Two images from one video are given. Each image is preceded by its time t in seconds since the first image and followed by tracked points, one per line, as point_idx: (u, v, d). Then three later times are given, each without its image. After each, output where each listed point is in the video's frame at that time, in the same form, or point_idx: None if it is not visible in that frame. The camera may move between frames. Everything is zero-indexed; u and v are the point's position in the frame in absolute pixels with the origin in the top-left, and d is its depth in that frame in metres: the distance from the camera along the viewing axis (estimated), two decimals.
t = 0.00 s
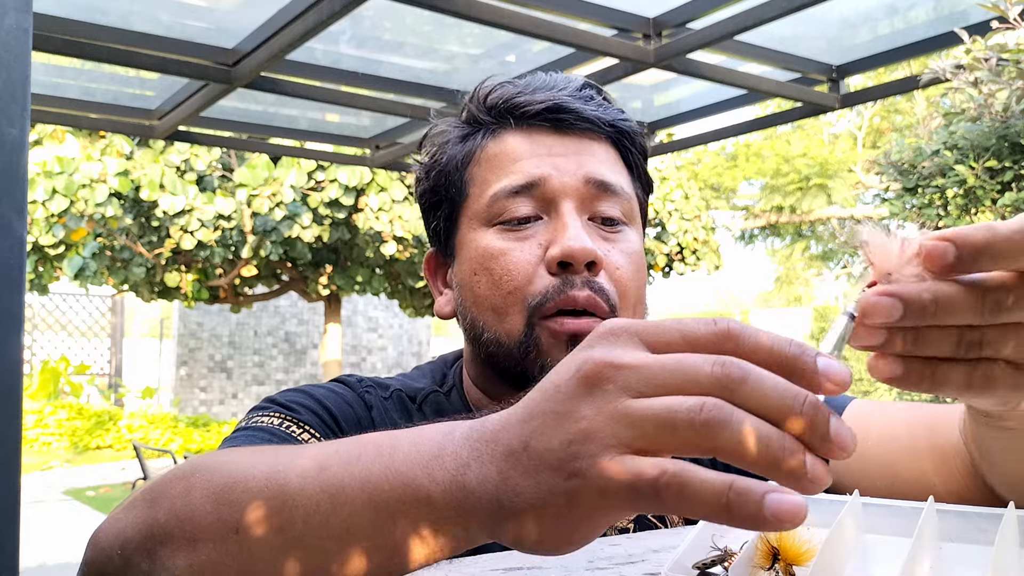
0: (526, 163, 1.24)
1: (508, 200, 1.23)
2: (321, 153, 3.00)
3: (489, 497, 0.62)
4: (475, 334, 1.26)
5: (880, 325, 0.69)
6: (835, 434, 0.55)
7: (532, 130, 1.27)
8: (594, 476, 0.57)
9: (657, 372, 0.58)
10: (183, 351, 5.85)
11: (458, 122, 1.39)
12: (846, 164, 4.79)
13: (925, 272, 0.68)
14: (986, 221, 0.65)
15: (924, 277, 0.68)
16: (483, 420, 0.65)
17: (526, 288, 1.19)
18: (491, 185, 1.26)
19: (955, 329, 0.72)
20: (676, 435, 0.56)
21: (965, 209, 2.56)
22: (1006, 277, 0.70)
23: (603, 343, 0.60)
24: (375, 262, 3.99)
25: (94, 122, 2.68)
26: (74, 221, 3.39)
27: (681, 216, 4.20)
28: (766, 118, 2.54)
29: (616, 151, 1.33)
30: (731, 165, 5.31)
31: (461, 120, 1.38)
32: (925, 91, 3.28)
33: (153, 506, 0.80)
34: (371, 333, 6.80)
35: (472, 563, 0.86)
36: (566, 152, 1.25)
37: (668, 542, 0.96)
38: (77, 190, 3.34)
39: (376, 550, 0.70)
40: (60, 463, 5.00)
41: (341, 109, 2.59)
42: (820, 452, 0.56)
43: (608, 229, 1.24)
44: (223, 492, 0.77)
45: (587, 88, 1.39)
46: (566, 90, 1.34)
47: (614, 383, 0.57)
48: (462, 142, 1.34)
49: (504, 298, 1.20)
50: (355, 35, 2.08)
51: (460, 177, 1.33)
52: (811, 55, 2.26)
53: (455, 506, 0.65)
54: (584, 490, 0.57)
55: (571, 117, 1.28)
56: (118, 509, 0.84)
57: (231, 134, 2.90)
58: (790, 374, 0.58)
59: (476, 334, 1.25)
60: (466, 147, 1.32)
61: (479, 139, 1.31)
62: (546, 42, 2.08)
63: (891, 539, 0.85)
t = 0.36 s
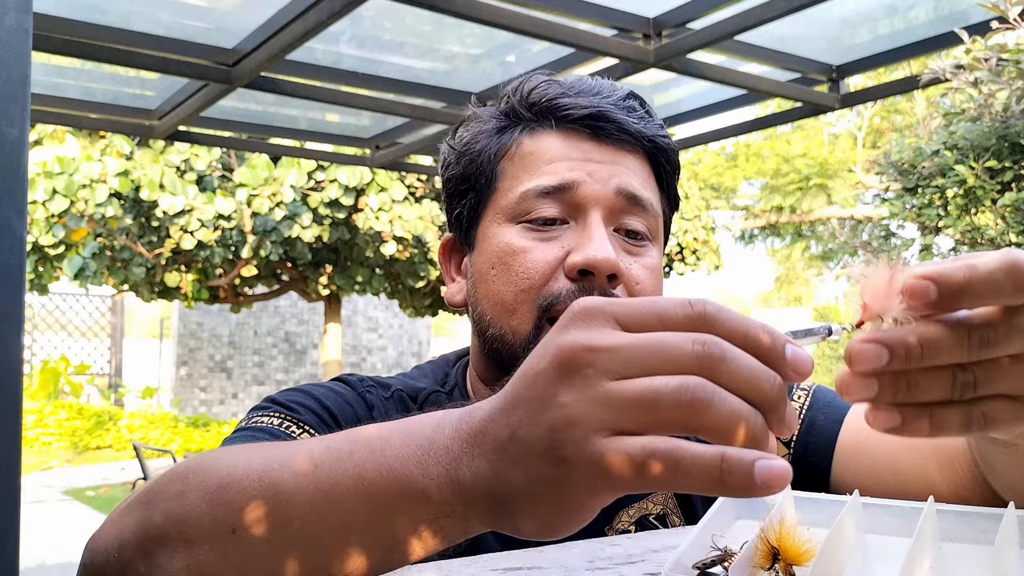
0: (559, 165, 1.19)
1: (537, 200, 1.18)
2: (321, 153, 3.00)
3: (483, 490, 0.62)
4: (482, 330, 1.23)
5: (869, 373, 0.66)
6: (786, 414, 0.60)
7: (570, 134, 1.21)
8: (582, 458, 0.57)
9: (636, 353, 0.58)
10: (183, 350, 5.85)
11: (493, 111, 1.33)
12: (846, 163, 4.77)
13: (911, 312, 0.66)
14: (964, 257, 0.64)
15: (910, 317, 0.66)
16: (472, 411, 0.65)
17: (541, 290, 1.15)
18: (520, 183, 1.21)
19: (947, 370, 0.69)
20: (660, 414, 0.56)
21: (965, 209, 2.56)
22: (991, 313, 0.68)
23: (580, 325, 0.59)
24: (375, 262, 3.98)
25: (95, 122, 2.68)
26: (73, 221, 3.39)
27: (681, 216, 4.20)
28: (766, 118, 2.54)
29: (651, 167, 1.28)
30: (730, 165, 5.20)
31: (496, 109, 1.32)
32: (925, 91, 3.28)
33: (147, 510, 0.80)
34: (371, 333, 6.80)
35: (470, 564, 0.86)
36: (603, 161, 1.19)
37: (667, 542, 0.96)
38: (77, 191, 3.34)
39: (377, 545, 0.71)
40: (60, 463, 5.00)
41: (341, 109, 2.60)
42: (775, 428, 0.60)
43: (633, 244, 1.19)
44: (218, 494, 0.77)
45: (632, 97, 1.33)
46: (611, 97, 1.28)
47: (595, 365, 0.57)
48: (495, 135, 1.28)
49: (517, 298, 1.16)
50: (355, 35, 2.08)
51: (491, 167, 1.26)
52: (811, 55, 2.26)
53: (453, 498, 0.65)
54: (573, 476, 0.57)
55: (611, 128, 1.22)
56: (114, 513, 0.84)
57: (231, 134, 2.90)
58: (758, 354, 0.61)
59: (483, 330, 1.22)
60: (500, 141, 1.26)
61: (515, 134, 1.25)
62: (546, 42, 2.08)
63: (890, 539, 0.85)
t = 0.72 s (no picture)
0: (583, 175, 1.14)
1: (557, 206, 1.12)
2: (321, 154, 3.00)
3: (430, 461, 0.61)
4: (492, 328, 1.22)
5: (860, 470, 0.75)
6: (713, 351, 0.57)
7: (599, 143, 1.17)
8: (503, 414, 0.55)
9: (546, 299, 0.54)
10: (183, 351, 5.83)
11: (519, 112, 1.29)
12: (846, 163, 4.74)
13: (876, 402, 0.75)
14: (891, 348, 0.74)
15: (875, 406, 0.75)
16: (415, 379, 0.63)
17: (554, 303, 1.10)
18: (543, 187, 1.16)
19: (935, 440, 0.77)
20: (575, 358, 0.54)
21: (965, 209, 2.56)
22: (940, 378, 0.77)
23: (495, 279, 0.56)
24: (375, 262, 3.97)
25: (95, 122, 2.68)
26: (73, 221, 3.39)
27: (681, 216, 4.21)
28: (766, 118, 2.54)
29: (675, 184, 1.25)
30: (730, 165, 5.19)
31: (521, 112, 1.28)
32: (925, 91, 3.29)
33: (139, 522, 0.80)
34: (371, 333, 6.81)
35: (471, 564, 0.86)
36: (628, 173, 1.15)
37: (668, 542, 0.96)
38: (77, 191, 3.33)
39: (356, 532, 0.69)
40: (60, 463, 5.00)
41: (341, 109, 2.60)
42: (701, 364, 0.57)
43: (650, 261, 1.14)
44: (201, 501, 0.76)
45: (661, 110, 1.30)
46: (644, 109, 1.24)
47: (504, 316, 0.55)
48: (521, 137, 1.23)
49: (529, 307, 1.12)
50: (355, 35, 2.08)
51: (515, 166, 1.21)
52: (811, 55, 2.26)
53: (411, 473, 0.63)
54: (504, 432, 0.56)
55: (641, 141, 1.18)
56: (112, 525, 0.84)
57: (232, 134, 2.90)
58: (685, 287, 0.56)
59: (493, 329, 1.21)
60: (528, 143, 1.21)
61: (543, 136, 1.20)
62: (546, 42, 2.07)
63: (890, 539, 0.85)
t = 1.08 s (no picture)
0: (592, 191, 1.23)
1: (564, 222, 1.21)
2: (320, 154, 3.00)
3: (317, 456, 0.69)
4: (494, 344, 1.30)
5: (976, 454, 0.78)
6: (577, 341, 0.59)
7: (611, 159, 1.27)
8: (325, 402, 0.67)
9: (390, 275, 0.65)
10: (182, 351, 5.91)
11: (536, 119, 1.37)
12: (846, 163, 4.63)
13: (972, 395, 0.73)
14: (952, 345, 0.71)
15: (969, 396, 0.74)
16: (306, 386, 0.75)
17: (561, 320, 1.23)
18: (551, 198, 1.26)
19: None
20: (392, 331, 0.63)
21: (966, 209, 2.56)
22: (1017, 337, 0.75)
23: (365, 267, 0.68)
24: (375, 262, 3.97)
25: (94, 122, 2.68)
26: (72, 221, 3.39)
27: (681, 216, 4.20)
28: (766, 118, 2.54)
29: (684, 200, 1.37)
30: (731, 165, 5.17)
31: (538, 119, 1.37)
32: (926, 91, 3.29)
33: (130, 516, 0.87)
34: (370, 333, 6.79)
35: (471, 564, 0.86)
36: (636, 193, 1.26)
37: (669, 543, 0.96)
38: (76, 190, 3.34)
39: (275, 531, 0.77)
40: (59, 463, 5.00)
41: (341, 109, 2.59)
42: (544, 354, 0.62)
43: (649, 278, 1.29)
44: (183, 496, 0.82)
45: (675, 127, 1.40)
46: (658, 128, 1.35)
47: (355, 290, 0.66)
48: (535, 144, 1.32)
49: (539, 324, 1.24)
50: (354, 34, 2.07)
51: (525, 174, 1.31)
52: (811, 54, 2.26)
53: (288, 477, 0.74)
54: (350, 418, 0.65)
55: (652, 160, 1.29)
56: (111, 520, 0.91)
57: (232, 134, 2.89)
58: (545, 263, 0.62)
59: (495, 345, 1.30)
60: (539, 151, 1.30)
61: (555, 148, 1.30)
62: (546, 42, 2.07)
63: (891, 540, 0.85)
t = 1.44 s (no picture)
0: (604, 218, 1.31)
1: (572, 247, 1.31)
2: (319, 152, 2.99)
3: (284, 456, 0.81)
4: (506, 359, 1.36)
5: None
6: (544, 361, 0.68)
7: (625, 185, 1.34)
8: (290, 404, 0.77)
9: (369, 284, 0.77)
10: (179, 351, 6.04)
11: (554, 138, 1.44)
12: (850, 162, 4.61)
13: None
14: None
15: None
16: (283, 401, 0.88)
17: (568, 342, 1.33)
18: (561, 216, 1.35)
19: None
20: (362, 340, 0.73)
21: (969, 208, 2.54)
22: None
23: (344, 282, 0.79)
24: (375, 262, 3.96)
25: (92, 121, 2.67)
26: (69, 220, 3.38)
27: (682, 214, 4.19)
28: (768, 116, 2.52)
29: (698, 226, 1.43)
30: (733, 164, 5.35)
31: (558, 137, 1.43)
32: (928, 89, 3.29)
33: (129, 515, 1.00)
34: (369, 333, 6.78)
35: (469, 567, 0.84)
36: (649, 221, 1.33)
37: (670, 545, 0.94)
38: (72, 190, 3.33)
39: (259, 520, 0.90)
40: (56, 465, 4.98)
41: (340, 107, 2.58)
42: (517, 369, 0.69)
43: (656, 306, 1.39)
44: (175, 502, 0.95)
45: (695, 149, 1.44)
46: (679, 154, 1.40)
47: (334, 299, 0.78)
48: (550, 164, 1.39)
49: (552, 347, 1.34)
50: (353, 32, 2.06)
51: (536, 191, 1.39)
52: (813, 53, 2.24)
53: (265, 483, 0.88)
54: (309, 418, 0.76)
55: (667, 189, 1.35)
56: (111, 516, 1.03)
57: (230, 133, 2.87)
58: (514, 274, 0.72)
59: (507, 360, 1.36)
60: (552, 170, 1.38)
61: (569, 167, 1.37)
62: (546, 40, 2.05)
63: (895, 542, 0.83)
